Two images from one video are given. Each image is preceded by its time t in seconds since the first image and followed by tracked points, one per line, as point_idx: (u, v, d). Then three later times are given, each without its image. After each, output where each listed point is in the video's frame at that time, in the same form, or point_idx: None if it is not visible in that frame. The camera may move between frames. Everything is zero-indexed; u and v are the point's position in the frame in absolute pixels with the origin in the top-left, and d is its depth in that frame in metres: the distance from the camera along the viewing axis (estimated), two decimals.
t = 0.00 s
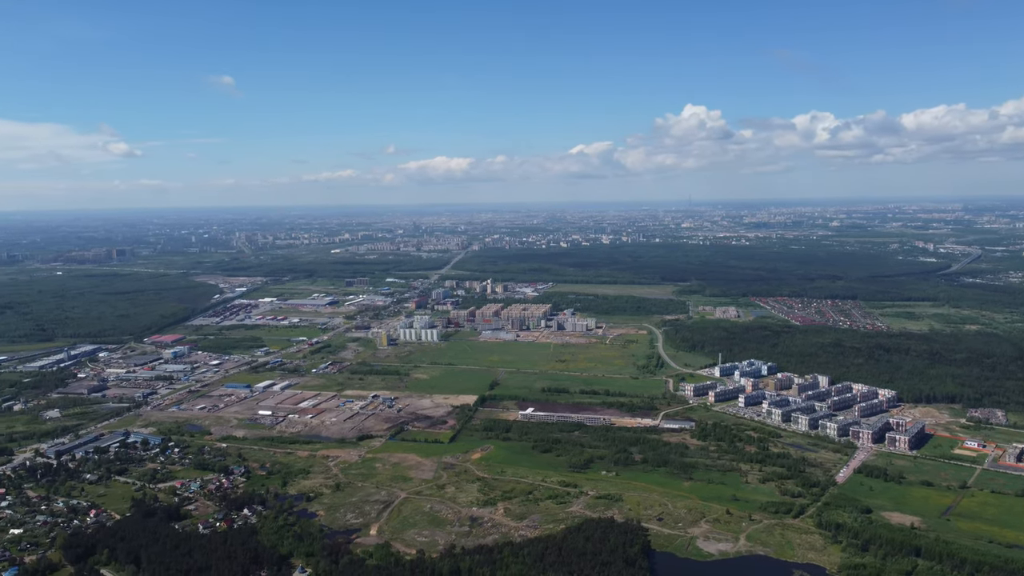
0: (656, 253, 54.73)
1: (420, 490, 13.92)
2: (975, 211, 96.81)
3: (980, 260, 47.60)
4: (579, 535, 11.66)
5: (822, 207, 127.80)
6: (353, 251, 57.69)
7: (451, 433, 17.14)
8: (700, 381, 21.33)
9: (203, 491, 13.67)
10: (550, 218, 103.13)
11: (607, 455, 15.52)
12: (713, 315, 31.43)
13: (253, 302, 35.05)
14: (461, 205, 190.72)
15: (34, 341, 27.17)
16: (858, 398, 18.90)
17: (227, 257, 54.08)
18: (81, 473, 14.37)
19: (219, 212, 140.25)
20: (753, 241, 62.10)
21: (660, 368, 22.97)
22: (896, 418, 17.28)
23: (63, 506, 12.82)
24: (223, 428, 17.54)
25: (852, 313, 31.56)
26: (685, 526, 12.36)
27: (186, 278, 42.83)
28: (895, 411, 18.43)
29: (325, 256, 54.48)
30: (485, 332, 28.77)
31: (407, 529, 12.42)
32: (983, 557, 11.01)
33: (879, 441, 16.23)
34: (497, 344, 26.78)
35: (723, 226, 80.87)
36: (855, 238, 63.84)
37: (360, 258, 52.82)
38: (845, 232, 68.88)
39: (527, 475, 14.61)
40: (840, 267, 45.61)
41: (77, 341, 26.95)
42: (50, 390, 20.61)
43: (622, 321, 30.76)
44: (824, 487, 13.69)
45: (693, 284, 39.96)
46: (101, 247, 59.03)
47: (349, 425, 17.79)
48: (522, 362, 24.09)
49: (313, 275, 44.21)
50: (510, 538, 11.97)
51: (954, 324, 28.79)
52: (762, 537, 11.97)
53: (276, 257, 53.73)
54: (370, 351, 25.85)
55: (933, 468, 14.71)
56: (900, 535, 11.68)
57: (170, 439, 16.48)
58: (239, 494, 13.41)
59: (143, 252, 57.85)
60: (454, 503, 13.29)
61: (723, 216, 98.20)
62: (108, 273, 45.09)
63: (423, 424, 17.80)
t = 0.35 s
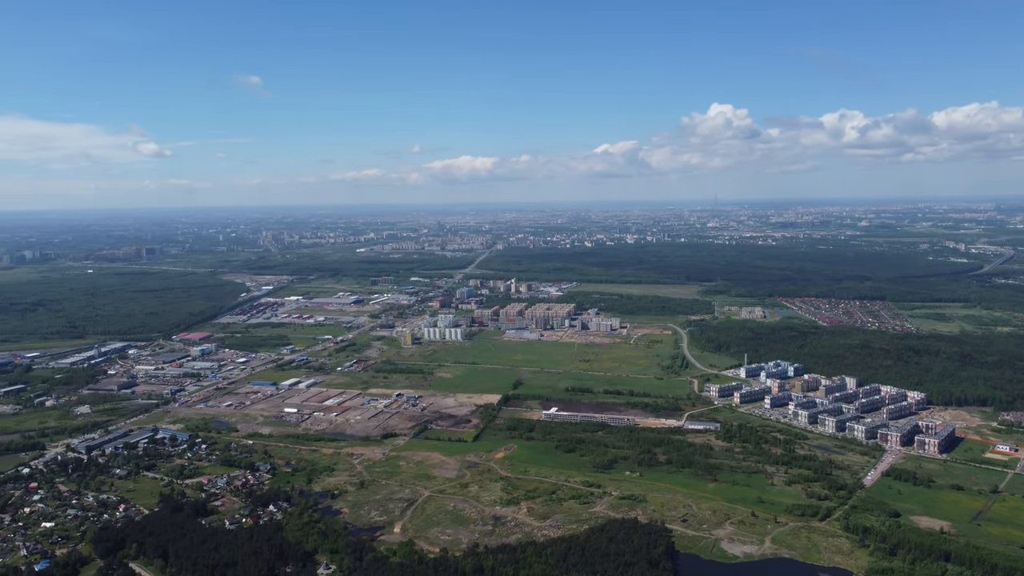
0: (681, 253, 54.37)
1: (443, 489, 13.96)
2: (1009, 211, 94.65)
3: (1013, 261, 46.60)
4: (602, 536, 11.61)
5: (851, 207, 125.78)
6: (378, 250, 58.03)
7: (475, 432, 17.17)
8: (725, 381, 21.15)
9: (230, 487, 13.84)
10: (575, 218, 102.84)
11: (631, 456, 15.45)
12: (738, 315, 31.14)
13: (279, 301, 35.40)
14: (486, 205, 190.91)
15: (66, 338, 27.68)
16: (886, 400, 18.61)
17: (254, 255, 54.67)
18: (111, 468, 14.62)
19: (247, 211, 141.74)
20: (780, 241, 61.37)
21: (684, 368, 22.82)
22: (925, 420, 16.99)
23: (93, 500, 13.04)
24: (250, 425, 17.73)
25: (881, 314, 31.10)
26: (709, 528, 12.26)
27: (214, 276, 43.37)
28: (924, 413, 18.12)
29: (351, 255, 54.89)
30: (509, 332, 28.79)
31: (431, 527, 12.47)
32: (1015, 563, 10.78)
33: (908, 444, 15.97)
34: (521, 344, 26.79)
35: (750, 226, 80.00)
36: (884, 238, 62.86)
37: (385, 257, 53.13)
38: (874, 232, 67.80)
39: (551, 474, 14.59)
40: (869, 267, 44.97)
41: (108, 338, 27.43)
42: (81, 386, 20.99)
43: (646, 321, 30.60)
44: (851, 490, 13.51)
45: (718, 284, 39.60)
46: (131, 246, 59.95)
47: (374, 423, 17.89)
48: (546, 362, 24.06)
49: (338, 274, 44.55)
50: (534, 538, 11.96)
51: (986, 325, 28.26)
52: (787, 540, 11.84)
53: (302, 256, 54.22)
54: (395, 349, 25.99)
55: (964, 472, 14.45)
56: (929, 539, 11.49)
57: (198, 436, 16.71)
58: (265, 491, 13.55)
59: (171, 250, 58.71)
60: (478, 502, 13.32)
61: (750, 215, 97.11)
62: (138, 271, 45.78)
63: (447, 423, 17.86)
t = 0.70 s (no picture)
0: (709, 253, 53.87)
1: (469, 488, 13.96)
2: None
3: None
4: (628, 537, 11.52)
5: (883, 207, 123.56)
6: (405, 250, 58.32)
7: (501, 431, 17.15)
8: (753, 383, 20.91)
9: (258, 483, 13.97)
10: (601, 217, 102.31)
11: (658, 457, 15.32)
12: (767, 316, 30.77)
13: (307, 299, 35.71)
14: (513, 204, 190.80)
15: (100, 335, 28.19)
16: (918, 403, 18.24)
17: (282, 254, 55.25)
18: (143, 463, 14.84)
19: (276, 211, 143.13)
20: (809, 241, 60.49)
21: (712, 369, 22.59)
22: (958, 424, 16.62)
23: (125, 495, 13.25)
24: (278, 422, 17.90)
25: (914, 315, 30.52)
26: (736, 530, 12.12)
27: (244, 275, 43.90)
28: (958, 417, 17.74)
29: (378, 254, 55.14)
30: (535, 331, 28.76)
31: (456, 525, 12.46)
32: None
33: (940, 448, 15.64)
34: (547, 343, 26.73)
35: (779, 225, 78.95)
36: (918, 237, 61.69)
37: (412, 256, 53.33)
38: (906, 232, 66.53)
39: (576, 474, 14.52)
40: (902, 268, 44.15)
41: (140, 336, 27.87)
42: (114, 382, 21.35)
43: (674, 321, 30.37)
44: (882, 493, 13.26)
45: (747, 285, 39.16)
46: (163, 245, 60.91)
47: (400, 421, 17.96)
48: (572, 361, 23.99)
49: (365, 273, 44.83)
50: (559, 537, 11.91)
51: None
52: (816, 543, 11.65)
53: (330, 255, 54.64)
54: (421, 348, 26.08)
55: (998, 477, 14.10)
56: (963, 545, 11.23)
57: (227, 432, 16.90)
58: (293, 487, 13.66)
59: (202, 249, 59.54)
60: (503, 501, 13.29)
61: (779, 215, 95.83)
62: (169, 269, 46.50)
63: (473, 422, 17.87)
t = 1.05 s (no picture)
0: (735, 253, 53.39)
1: (493, 487, 13.97)
2: None
3: None
4: (652, 538, 11.45)
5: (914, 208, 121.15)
6: (430, 249, 58.55)
7: (525, 431, 17.15)
8: (780, 384, 20.68)
9: (284, 480, 14.12)
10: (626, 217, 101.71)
11: (683, 458, 15.22)
12: (795, 316, 30.42)
13: (333, 298, 35.99)
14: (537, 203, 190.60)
15: (130, 332, 28.68)
16: (949, 406, 17.91)
17: (309, 253, 55.76)
18: (171, 459, 15.06)
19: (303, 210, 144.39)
20: (838, 241, 59.68)
21: (739, 370, 22.39)
22: (991, 427, 16.29)
23: (154, 490, 13.45)
24: (304, 420, 18.07)
25: (946, 316, 29.97)
26: (762, 533, 11.99)
27: (271, 274, 44.39)
28: (990, 420, 17.38)
29: (403, 253, 55.43)
30: (560, 331, 28.70)
31: (480, 524, 12.49)
32: None
33: (972, 452, 15.34)
34: (571, 343, 26.68)
35: (807, 225, 77.92)
36: (950, 238, 60.56)
37: (437, 255, 53.53)
38: (937, 232, 65.37)
39: (601, 474, 14.47)
40: (933, 268, 43.38)
41: (169, 333, 28.30)
42: (144, 379, 21.71)
43: (699, 321, 30.13)
44: (912, 497, 13.03)
45: (773, 285, 38.75)
46: (192, 244, 61.74)
47: (425, 420, 18.04)
48: (596, 361, 23.91)
49: (391, 272, 45.09)
50: (583, 538, 11.87)
51: None
52: (844, 547, 11.50)
53: (356, 254, 55.01)
54: (446, 347, 26.18)
55: None
56: (995, 551, 11.00)
57: (254, 429, 17.10)
58: (318, 484, 13.78)
59: (230, 248, 60.30)
60: (527, 501, 13.29)
61: (807, 215, 94.66)
62: (198, 268, 47.14)
63: (497, 421, 17.89)
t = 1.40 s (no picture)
0: (765, 253, 52.76)
1: (519, 486, 13.97)
2: None
3: None
4: (680, 539, 11.37)
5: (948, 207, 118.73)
6: (458, 248, 58.70)
7: (552, 430, 17.12)
8: (810, 385, 20.40)
9: (313, 477, 14.26)
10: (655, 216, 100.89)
11: (711, 459, 15.08)
12: (826, 317, 29.99)
13: (361, 297, 36.24)
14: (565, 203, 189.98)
15: (163, 330, 29.16)
16: (985, 409, 17.51)
17: (338, 252, 56.22)
18: (202, 455, 15.29)
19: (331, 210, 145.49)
20: (870, 241, 58.70)
21: (768, 371, 22.13)
22: None
23: (186, 485, 13.67)
24: (332, 418, 18.23)
25: (982, 318, 29.33)
26: (791, 536, 11.84)
27: (301, 272, 44.85)
28: None
29: (431, 252, 55.64)
30: (587, 331, 28.60)
31: (506, 524, 12.49)
32: None
33: (1008, 456, 14.99)
34: (598, 343, 26.58)
35: (839, 225, 76.70)
36: (986, 238, 59.22)
37: (465, 255, 53.65)
38: (973, 232, 64.00)
39: (627, 475, 14.39)
40: (970, 269, 42.47)
41: (200, 331, 28.73)
42: (176, 376, 22.07)
43: (728, 322, 29.84)
44: (945, 502, 12.78)
45: (804, 285, 38.23)
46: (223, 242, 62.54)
47: (451, 419, 18.09)
48: (623, 361, 23.80)
49: (418, 271, 45.30)
50: (609, 538, 11.83)
51: None
52: (875, 551, 11.31)
53: (384, 253, 55.32)
54: (473, 346, 26.23)
55: None
56: None
57: (283, 426, 17.29)
58: (346, 481, 13.89)
59: (261, 247, 61.00)
60: (554, 500, 13.27)
61: (838, 215, 93.06)
62: (228, 266, 47.71)
63: (523, 421, 17.88)
